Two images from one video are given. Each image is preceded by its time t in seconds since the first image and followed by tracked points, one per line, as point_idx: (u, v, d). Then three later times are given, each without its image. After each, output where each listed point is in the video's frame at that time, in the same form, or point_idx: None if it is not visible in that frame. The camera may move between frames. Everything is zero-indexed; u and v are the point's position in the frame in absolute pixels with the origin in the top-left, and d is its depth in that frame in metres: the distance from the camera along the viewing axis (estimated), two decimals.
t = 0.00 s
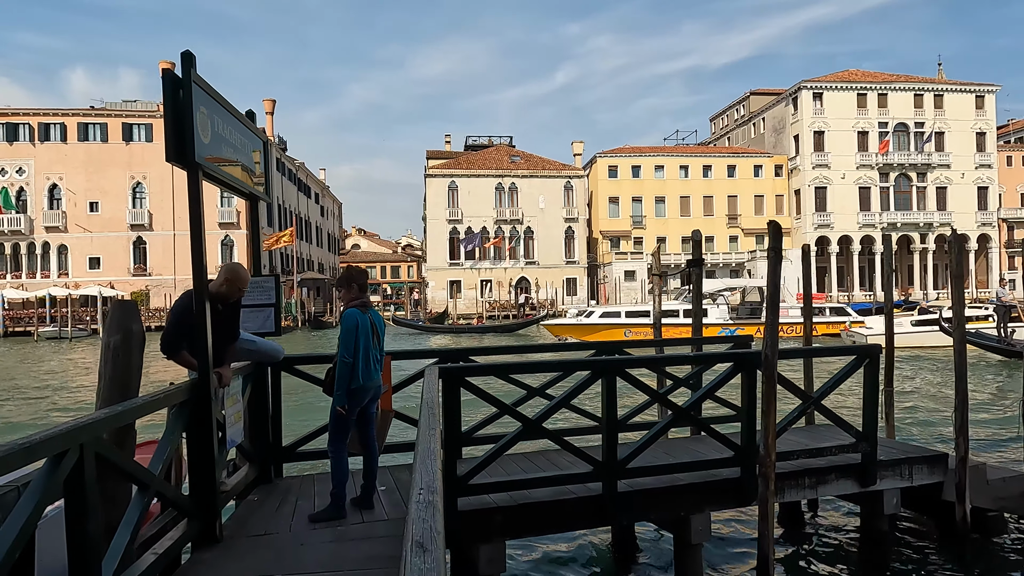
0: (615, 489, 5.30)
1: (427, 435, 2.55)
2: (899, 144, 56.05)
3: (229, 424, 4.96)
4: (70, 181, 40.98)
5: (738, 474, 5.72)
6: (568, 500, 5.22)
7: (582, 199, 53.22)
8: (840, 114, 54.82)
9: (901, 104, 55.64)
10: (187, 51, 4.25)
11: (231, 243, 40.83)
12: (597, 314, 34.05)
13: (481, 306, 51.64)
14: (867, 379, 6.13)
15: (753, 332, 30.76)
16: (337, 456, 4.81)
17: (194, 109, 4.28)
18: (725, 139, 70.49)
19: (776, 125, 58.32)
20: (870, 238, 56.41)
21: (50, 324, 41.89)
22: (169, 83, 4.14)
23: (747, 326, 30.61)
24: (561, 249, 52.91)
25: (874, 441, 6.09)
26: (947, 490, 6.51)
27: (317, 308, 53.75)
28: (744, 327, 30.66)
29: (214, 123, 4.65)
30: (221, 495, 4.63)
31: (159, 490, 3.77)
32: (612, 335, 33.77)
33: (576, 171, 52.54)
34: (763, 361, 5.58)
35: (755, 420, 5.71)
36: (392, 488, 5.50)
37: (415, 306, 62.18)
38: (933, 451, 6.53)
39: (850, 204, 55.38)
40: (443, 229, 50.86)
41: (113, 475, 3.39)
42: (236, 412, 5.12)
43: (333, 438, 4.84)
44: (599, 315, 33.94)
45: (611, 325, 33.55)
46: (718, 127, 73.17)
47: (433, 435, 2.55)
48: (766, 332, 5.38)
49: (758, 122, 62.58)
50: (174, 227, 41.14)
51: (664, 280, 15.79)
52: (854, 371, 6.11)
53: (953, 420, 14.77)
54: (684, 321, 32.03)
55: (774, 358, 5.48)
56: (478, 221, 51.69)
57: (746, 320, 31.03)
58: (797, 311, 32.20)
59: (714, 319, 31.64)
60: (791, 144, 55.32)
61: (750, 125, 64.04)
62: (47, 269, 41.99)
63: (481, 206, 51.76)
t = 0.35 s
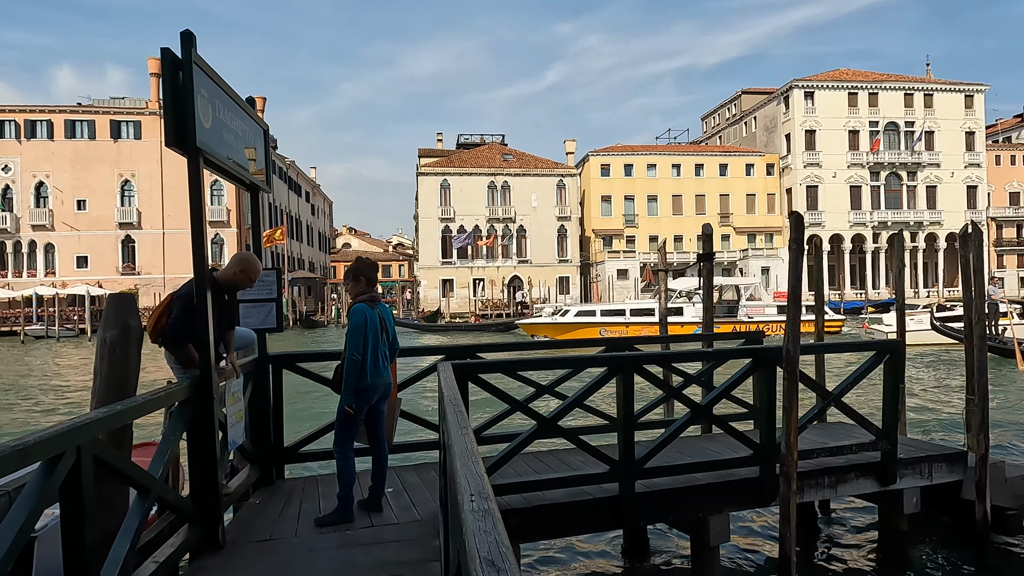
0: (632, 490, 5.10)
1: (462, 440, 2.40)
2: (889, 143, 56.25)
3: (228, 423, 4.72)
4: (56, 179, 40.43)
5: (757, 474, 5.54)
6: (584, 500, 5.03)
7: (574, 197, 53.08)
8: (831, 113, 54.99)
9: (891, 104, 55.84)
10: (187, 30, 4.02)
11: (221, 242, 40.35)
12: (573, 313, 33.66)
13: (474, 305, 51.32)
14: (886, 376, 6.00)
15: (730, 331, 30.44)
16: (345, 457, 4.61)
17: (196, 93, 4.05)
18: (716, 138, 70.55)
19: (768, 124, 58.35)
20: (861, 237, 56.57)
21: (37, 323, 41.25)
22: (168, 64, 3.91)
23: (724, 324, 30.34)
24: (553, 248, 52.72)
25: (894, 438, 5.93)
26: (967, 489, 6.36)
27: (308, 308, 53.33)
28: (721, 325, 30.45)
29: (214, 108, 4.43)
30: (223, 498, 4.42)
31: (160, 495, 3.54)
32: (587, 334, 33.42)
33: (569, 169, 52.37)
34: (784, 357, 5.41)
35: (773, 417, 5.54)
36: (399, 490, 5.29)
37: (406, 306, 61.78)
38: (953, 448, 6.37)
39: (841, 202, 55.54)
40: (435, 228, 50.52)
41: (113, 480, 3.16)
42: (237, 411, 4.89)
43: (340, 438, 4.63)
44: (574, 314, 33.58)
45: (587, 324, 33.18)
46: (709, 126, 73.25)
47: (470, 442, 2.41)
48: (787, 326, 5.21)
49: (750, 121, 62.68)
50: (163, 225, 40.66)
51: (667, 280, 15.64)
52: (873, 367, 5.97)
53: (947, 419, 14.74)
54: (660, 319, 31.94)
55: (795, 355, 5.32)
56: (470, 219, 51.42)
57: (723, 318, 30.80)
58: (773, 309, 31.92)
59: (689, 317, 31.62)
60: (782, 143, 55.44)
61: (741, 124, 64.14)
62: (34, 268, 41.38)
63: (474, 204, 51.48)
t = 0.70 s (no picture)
0: (640, 498, 4.91)
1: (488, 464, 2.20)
2: (874, 142, 56.61)
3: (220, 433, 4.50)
4: (36, 177, 39.69)
5: (768, 480, 5.38)
6: (593, 512, 4.83)
7: (562, 196, 52.92)
8: (817, 112, 55.27)
9: (875, 103, 56.21)
10: (173, 19, 3.78)
11: (204, 242, 39.71)
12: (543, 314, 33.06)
13: (461, 305, 51.00)
14: (898, 379, 5.84)
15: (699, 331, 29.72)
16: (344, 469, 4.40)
17: (184, 85, 3.80)
18: (703, 137, 70.71)
19: (754, 123, 58.55)
20: (845, 236, 56.91)
21: (16, 325, 40.48)
22: (154, 54, 3.66)
23: (692, 324, 29.64)
24: (541, 247, 52.53)
25: (907, 442, 5.79)
26: (976, 492, 6.23)
27: (293, 308, 52.79)
28: (691, 325, 29.90)
29: (203, 100, 4.18)
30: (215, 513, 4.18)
31: (147, 513, 3.30)
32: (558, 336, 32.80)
33: (556, 168, 52.22)
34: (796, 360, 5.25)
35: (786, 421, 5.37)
36: (399, 501, 5.07)
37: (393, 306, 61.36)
38: (961, 451, 6.26)
39: (826, 201, 55.81)
40: (422, 227, 50.15)
41: (99, 500, 2.93)
42: (229, 420, 4.66)
43: (336, 449, 4.41)
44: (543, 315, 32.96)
45: (556, 325, 32.53)
46: (695, 125, 73.35)
47: (494, 469, 2.21)
48: (800, 328, 5.07)
49: (735, 120, 62.80)
50: (145, 225, 40.04)
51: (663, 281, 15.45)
52: (885, 370, 5.82)
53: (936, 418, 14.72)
54: (629, 320, 31.48)
55: (808, 358, 5.18)
56: (457, 218, 51.12)
57: (693, 318, 30.15)
58: (742, 309, 31.29)
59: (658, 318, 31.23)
60: (768, 142, 55.62)
61: (727, 123, 64.27)
62: (13, 268, 40.61)
63: (461, 203, 51.18)
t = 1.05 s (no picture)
0: (648, 503, 4.74)
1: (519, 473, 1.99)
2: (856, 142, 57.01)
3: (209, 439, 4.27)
4: (11, 174, 38.84)
5: (776, 483, 5.23)
6: (599, 516, 4.67)
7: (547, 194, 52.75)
8: (799, 111, 55.58)
9: (857, 103, 56.62)
10: None
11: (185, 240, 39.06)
12: (510, 312, 30.41)
13: (446, 304, 50.62)
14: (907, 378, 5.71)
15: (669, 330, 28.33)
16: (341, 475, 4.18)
17: (171, 70, 3.56)
18: (687, 136, 70.88)
19: (738, 122, 58.75)
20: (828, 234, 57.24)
21: None
22: (137, 35, 3.42)
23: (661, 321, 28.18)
24: (526, 245, 52.36)
25: (914, 442, 5.69)
26: (982, 492, 6.13)
27: (276, 307, 52.24)
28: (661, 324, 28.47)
29: (190, 88, 3.93)
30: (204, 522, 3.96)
31: (132, 528, 3.06)
32: (523, 334, 29.97)
33: (541, 167, 52.05)
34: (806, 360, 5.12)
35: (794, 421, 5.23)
36: (397, 507, 4.87)
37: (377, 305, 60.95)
38: (967, 451, 6.16)
39: (809, 199, 56.16)
40: (407, 225, 49.78)
41: (79, 514, 2.69)
42: (217, 425, 4.43)
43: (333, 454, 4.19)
44: (510, 312, 30.30)
45: (522, 323, 29.94)
46: (680, 124, 73.52)
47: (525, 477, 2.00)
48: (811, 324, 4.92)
49: (720, 119, 62.99)
50: (124, 223, 39.36)
51: (657, 281, 15.26)
52: (895, 369, 5.68)
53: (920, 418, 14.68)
54: (597, 318, 28.66)
55: (820, 356, 5.04)
56: (443, 216, 50.77)
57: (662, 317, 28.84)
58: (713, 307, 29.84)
59: (626, 318, 28.34)
60: (751, 140, 55.85)
61: (711, 122, 64.46)
62: None
63: (446, 201, 50.87)
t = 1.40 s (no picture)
0: (655, 516, 4.53)
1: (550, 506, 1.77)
2: (837, 142, 57.42)
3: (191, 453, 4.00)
4: None
5: (784, 491, 5.04)
6: (604, 530, 4.44)
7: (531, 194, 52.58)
8: (781, 112, 55.85)
9: (837, 104, 57.01)
10: None
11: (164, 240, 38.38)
12: (475, 313, 29.38)
13: (431, 304, 50.28)
14: (914, 382, 5.54)
15: (635, 332, 28.44)
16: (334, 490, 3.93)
17: (148, 57, 3.28)
18: (670, 136, 71.05)
19: (721, 123, 58.91)
20: (809, 234, 57.61)
21: None
22: (111, 18, 3.14)
23: (628, 323, 28.23)
24: (511, 245, 52.14)
25: (922, 447, 5.53)
26: (991, 497, 5.98)
27: (258, 307, 51.56)
28: (627, 325, 28.51)
29: (170, 75, 3.66)
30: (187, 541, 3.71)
31: (108, 556, 2.79)
32: (487, 335, 29.04)
33: (526, 166, 51.85)
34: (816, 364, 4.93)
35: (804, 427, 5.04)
36: (390, 521, 4.63)
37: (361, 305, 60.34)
38: (975, 456, 6.02)
39: (792, 199, 56.50)
40: (391, 225, 49.35)
41: (48, 544, 2.41)
42: (200, 436, 4.17)
43: (324, 469, 3.93)
44: (475, 313, 29.25)
45: (487, 324, 28.97)
46: (664, 124, 73.67)
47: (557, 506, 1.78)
48: (822, 327, 4.74)
49: (703, 120, 63.16)
50: (102, 222, 38.63)
51: (651, 282, 15.09)
52: (903, 372, 5.52)
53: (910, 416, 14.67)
54: (563, 319, 28.40)
55: (830, 360, 4.85)
56: (427, 216, 50.41)
57: (628, 318, 28.81)
58: (678, 308, 29.80)
59: (593, 317, 28.21)
60: (734, 141, 56.04)
61: (694, 123, 64.63)
62: None
63: (430, 200, 50.49)
